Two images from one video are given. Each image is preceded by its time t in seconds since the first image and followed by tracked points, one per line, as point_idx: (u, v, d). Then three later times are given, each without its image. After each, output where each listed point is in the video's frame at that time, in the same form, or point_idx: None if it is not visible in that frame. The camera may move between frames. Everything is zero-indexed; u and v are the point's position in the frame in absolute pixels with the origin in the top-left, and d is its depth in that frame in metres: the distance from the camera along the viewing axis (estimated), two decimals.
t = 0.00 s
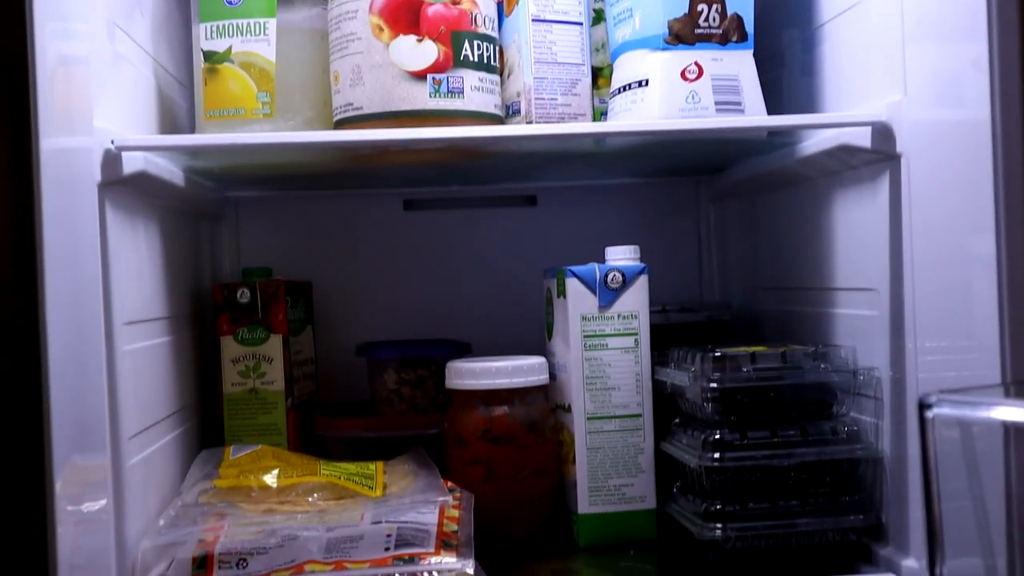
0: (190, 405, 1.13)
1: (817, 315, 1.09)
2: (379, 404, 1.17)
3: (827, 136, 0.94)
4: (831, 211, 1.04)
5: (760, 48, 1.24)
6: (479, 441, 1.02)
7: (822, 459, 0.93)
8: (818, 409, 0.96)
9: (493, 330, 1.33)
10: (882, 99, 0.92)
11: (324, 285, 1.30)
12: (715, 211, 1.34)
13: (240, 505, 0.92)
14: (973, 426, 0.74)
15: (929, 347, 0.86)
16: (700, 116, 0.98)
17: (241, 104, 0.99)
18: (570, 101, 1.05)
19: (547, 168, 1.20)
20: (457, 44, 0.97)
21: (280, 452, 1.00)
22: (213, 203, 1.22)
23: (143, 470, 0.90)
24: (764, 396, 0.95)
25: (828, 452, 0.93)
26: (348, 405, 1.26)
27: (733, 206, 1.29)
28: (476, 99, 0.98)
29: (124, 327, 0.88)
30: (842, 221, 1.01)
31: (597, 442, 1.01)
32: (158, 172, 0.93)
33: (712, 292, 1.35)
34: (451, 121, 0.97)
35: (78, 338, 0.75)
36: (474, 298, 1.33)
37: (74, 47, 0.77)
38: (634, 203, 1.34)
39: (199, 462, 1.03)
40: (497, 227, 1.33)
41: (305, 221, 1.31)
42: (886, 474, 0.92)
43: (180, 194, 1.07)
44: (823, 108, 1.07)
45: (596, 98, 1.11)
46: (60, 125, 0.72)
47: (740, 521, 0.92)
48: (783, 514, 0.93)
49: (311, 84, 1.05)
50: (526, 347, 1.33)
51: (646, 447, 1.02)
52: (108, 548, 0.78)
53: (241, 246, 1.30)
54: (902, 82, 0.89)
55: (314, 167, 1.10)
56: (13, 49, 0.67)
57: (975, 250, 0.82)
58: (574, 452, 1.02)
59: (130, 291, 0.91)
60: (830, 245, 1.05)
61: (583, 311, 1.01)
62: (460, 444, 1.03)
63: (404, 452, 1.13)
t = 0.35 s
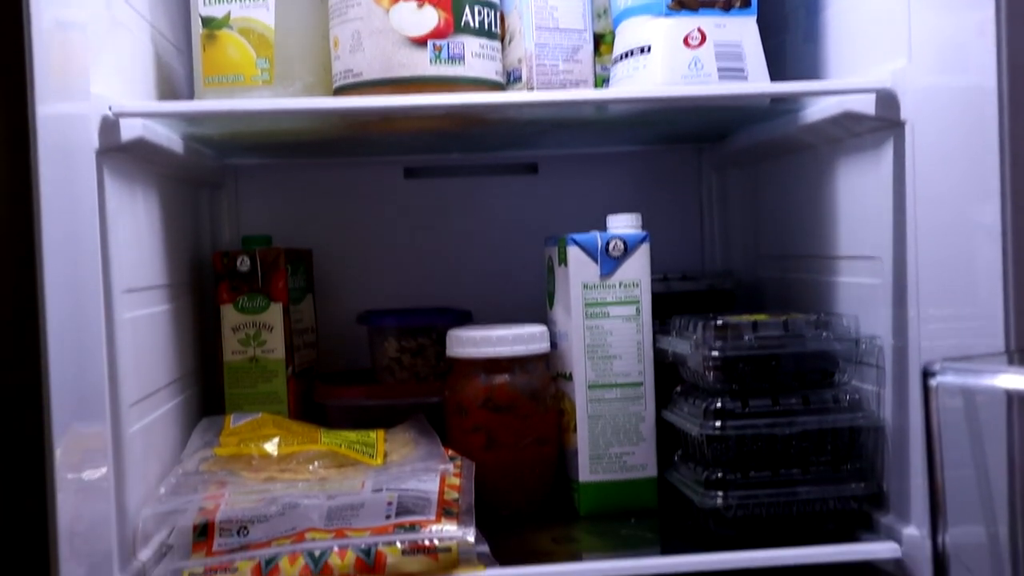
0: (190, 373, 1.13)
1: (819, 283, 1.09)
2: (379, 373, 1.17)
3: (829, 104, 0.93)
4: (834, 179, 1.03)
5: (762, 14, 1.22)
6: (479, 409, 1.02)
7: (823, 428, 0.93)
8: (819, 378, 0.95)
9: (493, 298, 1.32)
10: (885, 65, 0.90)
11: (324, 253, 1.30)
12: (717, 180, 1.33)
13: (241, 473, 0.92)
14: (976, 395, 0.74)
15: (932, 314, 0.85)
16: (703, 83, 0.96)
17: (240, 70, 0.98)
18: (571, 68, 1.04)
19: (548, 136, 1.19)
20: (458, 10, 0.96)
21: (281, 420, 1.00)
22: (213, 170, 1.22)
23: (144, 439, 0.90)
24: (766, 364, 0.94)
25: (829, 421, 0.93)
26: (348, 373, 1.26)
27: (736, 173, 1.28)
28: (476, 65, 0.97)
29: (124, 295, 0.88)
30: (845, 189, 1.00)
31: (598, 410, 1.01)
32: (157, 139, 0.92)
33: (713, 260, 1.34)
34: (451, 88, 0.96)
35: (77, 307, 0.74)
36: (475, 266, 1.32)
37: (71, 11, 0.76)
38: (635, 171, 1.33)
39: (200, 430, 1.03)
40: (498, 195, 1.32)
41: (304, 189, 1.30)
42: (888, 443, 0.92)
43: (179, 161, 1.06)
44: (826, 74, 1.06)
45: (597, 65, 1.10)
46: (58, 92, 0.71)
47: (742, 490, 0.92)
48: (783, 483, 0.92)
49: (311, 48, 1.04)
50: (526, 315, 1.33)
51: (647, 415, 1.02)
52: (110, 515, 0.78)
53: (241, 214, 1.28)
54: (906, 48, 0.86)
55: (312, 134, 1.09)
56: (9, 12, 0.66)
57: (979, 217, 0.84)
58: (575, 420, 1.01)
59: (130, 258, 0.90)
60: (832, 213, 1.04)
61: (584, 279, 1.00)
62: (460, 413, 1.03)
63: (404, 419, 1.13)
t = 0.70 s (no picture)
0: (191, 341, 1.13)
1: (822, 251, 1.08)
2: (380, 340, 1.16)
3: (833, 70, 0.92)
4: (838, 146, 1.02)
5: None
6: (481, 376, 1.01)
7: (825, 396, 0.92)
8: (821, 346, 0.95)
9: (494, 266, 1.32)
10: (892, 29, 0.89)
11: (323, 221, 1.29)
12: (719, 146, 1.31)
13: (242, 440, 0.92)
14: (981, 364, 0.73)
15: (934, 283, 0.85)
16: (706, 48, 0.95)
17: (239, 36, 0.97)
18: (573, 33, 1.02)
19: (549, 102, 1.17)
20: None
21: (282, 388, 0.99)
22: (213, 137, 1.21)
23: (144, 406, 0.90)
24: (769, 332, 0.94)
25: (831, 388, 0.93)
26: (348, 341, 1.25)
27: (739, 140, 1.27)
28: (477, 30, 0.96)
29: (124, 262, 0.87)
30: (848, 156, 0.99)
31: (600, 377, 1.01)
32: (155, 105, 0.91)
33: (715, 228, 1.33)
34: (452, 53, 0.95)
35: (76, 275, 0.73)
36: (475, 234, 1.31)
37: None
38: (637, 137, 1.32)
39: (201, 398, 1.03)
40: (498, 162, 1.31)
41: (304, 156, 1.29)
42: (890, 410, 0.91)
43: (178, 127, 1.05)
44: (830, 39, 1.04)
45: (600, 31, 1.08)
46: (53, 57, 0.70)
47: (743, 457, 0.92)
48: (785, 450, 0.92)
49: (311, 13, 1.01)
50: (527, 283, 1.32)
51: (648, 383, 1.01)
52: (110, 483, 0.77)
53: (240, 181, 1.28)
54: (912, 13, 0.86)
55: (311, 100, 1.08)
56: None
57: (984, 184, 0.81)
58: (577, 388, 1.01)
59: (128, 225, 0.90)
60: (835, 180, 1.03)
61: (586, 247, 0.99)
62: (461, 380, 1.02)
63: (404, 388, 1.14)
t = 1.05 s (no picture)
0: (191, 312, 1.12)
1: (824, 222, 1.07)
2: (381, 311, 1.16)
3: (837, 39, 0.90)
4: (841, 115, 1.01)
5: None
6: (482, 347, 1.01)
7: (827, 367, 0.92)
8: (823, 316, 0.94)
9: (495, 237, 1.31)
10: None
11: (323, 191, 1.28)
12: (722, 116, 1.30)
13: (242, 412, 0.92)
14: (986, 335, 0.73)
15: (940, 255, 0.84)
16: (709, 17, 0.94)
17: (238, 5, 0.96)
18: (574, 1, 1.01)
19: (551, 72, 1.16)
20: None
21: (282, 359, 0.99)
22: (213, 106, 1.20)
23: (145, 378, 0.90)
24: (771, 304, 0.93)
25: (833, 359, 0.92)
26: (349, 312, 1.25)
27: (741, 111, 1.26)
28: None
29: (124, 233, 0.87)
30: (852, 126, 0.98)
31: (601, 349, 1.00)
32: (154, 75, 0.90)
33: (717, 198, 1.32)
34: (452, 22, 0.94)
35: (75, 246, 0.72)
36: (476, 205, 1.31)
37: None
38: (638, 107, 1.31)
39: (202, 368, 1.02)
40: (499, 132, 1.30)
41: (304, 127, 1.28)
42: (892, 381, 0.91)
43: (178, 97, 1.04)
44: (835, 7, 1.03)
45: None
46: (49, 26, 0.69)
47: (745, 428, 0.92)
48: (786, 422, 0.92)
49: None
50: (527, 254, 1.32)
51: (649, 354, 1.01)
52: (111, 454, 0.77)
53: (240, 151, 1.27)
54: None
55: (311, 69, 1.06)
56: None
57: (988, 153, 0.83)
58: (578, 359, 1.01)
59: (127, 195, 0.89)
60: (838, 150, 1.02)
61: (587, 217, 0.99)
62: (462, 351, 1.02)
63: (405, 358, 1.14)
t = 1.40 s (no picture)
0: (192, 284, 1.12)
1: (827, 194, 1.07)
2: (382, 284, 1.16)
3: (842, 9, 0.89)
4: (845, 87, 1.00)
5: None
6: (483, 320, 1.01)
7: (829, 340, 0.92)
8: (824, 289, 0.94)
9: (496, 209, 1.30)
10: None
11: (323, 164, 1.27)
12: (724, 88, 1.29)
13: (242, 384, 0.92)
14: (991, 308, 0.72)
15: (942, 228, 0.84)
16: None
17: None
18: None
19: (553, 43, 1.15)
20: None
21: (283, 331, 0.99)
22: (212, 78, 1.19)
23: (145, 350, 0.90)
24: (773, 277, 0.93)
25: (835, 332, 0.92)
26: (348, 284, 1.24)
27: (744, 82, 1.25)
28: None
29: (123, 205, 0.86)
30: (855, 98, 0.97)
31: (603, 322, 1.00)
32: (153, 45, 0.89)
33: (719, 171, 1.32)
34: None
35: (74, 220, 0.72)
36: (477, 177, 1.30)
37: None
38: (640, 79, 1.30)
39: (202, 341, 1.02)
40: (500, 104, 1.29)
41: (304, 98, 1.27)
42: (894, 354, 0.91)
43: (177, 68, 1.03)
44: None
45: None
46: None
47: (747, 402, 0.92)
48: (789, 395, 0.92)
49: None
50: (528, 226, 1.31)
51: (651, 327, 1.01)
52: (111, 426, 0.77)
53: (240, 123, 1.26)
54: None
55: (311, 40, 1.05)
56: None
57: (993, 127, 0.83)
58: (579, 332, 1.01)
59: (126, 167, 0.88)
60: (841, 122, 1.01)
61: (589, 189, 0.98)
62: (464, 324, 1.02)
63: (404, 332, 1.13)
